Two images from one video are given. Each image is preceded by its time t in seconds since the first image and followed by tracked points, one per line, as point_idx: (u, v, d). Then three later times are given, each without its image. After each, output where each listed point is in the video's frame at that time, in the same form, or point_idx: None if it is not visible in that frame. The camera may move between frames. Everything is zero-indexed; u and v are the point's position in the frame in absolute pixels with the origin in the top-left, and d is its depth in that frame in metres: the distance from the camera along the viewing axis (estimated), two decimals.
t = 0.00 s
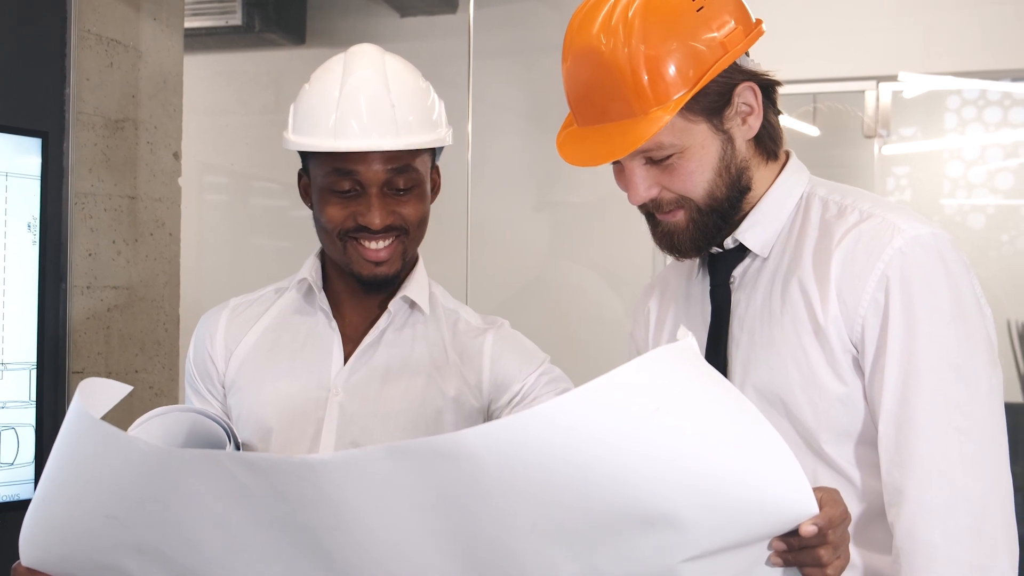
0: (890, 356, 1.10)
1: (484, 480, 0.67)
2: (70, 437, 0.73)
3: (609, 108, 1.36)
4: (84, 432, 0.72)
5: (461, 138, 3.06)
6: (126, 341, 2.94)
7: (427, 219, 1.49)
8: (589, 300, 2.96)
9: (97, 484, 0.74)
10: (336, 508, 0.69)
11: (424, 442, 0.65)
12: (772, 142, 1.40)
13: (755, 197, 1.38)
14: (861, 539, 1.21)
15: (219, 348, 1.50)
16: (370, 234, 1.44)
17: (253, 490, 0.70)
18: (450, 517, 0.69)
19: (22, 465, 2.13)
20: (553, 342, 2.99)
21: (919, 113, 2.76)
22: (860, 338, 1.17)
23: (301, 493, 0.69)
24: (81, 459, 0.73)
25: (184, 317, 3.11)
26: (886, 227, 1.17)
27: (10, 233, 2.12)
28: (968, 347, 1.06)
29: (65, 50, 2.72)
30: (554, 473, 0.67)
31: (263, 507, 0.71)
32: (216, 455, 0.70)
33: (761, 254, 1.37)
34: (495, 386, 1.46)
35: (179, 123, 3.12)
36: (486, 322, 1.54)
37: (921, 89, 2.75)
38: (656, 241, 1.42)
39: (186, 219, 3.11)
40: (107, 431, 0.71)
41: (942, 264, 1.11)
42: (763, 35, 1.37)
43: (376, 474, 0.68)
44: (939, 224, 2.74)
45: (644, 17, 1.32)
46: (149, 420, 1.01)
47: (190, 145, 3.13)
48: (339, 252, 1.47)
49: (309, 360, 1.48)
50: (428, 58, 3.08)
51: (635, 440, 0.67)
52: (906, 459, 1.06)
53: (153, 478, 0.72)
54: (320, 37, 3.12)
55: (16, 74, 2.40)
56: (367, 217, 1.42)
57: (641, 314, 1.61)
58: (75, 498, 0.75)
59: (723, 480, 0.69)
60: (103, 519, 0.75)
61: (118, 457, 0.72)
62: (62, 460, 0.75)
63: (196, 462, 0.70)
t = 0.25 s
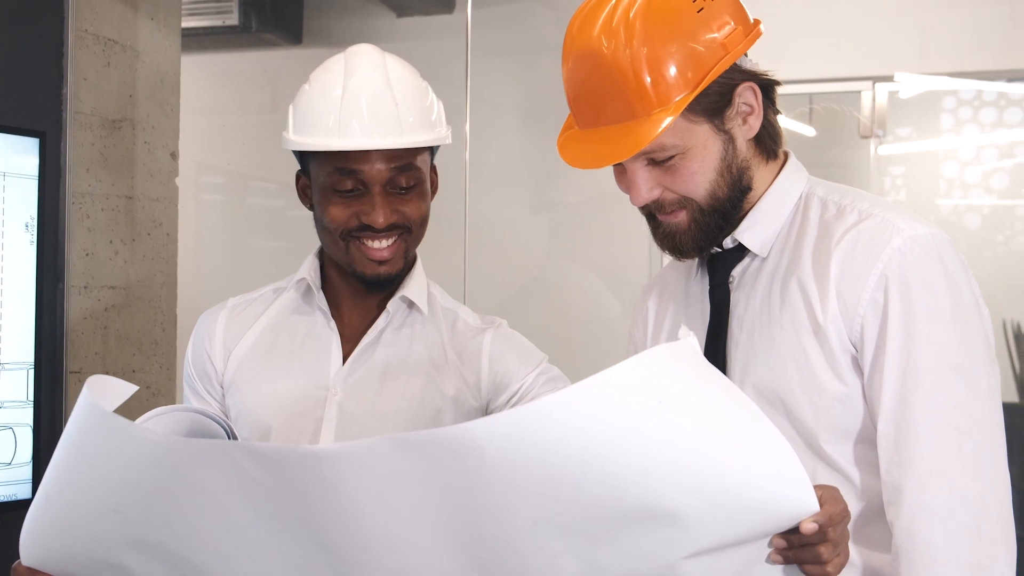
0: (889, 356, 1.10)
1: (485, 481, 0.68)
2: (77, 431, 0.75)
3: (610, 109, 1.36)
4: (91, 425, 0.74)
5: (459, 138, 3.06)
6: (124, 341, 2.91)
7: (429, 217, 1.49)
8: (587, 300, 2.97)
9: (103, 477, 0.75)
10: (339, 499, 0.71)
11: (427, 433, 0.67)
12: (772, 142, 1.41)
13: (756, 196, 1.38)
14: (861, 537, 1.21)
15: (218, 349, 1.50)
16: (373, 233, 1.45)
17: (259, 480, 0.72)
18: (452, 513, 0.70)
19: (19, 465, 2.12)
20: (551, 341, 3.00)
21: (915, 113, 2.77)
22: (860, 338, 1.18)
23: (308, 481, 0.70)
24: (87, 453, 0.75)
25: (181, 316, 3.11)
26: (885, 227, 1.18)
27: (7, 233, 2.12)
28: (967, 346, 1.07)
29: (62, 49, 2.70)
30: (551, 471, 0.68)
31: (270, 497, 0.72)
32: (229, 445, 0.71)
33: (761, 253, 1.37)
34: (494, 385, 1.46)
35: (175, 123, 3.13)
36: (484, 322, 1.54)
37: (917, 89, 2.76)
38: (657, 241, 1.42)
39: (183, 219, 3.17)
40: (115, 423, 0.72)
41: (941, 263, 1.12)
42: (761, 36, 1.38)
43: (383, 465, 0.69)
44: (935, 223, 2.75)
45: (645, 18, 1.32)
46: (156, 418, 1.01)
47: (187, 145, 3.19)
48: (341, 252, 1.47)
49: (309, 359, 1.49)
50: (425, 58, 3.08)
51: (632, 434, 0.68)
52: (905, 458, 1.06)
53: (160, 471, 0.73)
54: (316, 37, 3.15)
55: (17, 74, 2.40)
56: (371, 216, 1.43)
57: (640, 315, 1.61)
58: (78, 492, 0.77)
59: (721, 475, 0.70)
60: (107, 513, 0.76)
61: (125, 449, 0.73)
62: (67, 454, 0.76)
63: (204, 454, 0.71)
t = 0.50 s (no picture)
0: (887, 356, 1.11)
1: (484, 477, 0.69)
2: (78, 432, 0.75)
3: (610, 109, 1.37)
4: (91, 425, 0.74)
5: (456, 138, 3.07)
6: (120, 340, 2.90)
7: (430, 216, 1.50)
8: (583, 300, 2.97)
9: (103, 478, 0.76)
10: (338, 497, 0.71)
11: (434, 432, 0.68)
12: (770, 142, 1.42)
13: (755, 196, 1.39)
14: (859, 536, 1.22)
15: (215, 347, 1.50)
16: (375, 232, 1.45)
17: (258, 479, 0.72)
18: (451, 512, 0.71)
19: (16, 465, 2.14)
20: (548, 341, 3.00)
21: (909, 113, 2.78)
22: (859, 337, 1.18)
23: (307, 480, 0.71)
24: (87, 454, 0.75)
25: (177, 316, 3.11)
26: (884, 228, 1.19)
27: (3, 233, 2.12)
28: (964, 346, 1.08)
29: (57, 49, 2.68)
30: (549, 466, 0.69)
31: (269, 493, 0.73)
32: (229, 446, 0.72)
33: (759, 253, 1.38)
34: (491, 384, 1.46)
35: (172, 123, 3.12)
36: (482, 321, 1.55)
37: (911, 89, 2.77)
38: (656, 241, 1.43)
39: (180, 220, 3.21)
40: (116, 422, 0.73)
41: (939, 263, 1.12)
42: (760, 37, 1.39)
43: (381, 463, 0.70)
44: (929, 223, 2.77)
45: (646, 19, 1.33)
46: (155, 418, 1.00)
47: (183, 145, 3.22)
48: (343, 251, 1.47)
49: (309, 358, 1.49)
50: (421, 58, 3.09)
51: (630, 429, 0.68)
52: (903, 456, 1.07)
53: (163, 470, 0.74)
54: (311, 36, 3.17)
55: (17, 74, 2.41)
56: (374, 215, 1.43)
57: (638, 316, 1.62)
58: (79, 492, 0.77)
59: (720, 473, 0.71)
60: (108, 511, 0.77)
61: (125, 449, 0.74)
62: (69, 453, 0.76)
63: (209, 453, 0.72)
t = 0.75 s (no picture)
0: (885, 353, 1.12)
1: (483, 471, 0.71)
2: (76, 433, 0.76)
3: (607, 109, 1.38)
4: (91, 426, 0.75)
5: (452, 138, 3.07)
6: (116, 340, 2.91)
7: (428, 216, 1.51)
8: (580, 299, 2.98)
9: (103, 479, 0.77)
10: (339, 499, 0.73)
11: (433, 437, 0.70)
12: (765, 144, 1.43)
13: (750, 198, 1.40)
14: (855, 533, 1.23)
15: (211, 347, 1.51)
16: (374, 231, 1.46)
17: (258, 484, 0.74)
18: (450, 511, 0.73)
19: (12, 464, 2.15)
20: (545, 341, 3.01)
21: (903, 114, 2.80)
22: (857, 336, 1.20)
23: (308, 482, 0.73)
24: (88, 455, 0.76)
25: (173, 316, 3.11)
26: (880, 226, 1.20)
27: None
28: (961, 343, 1.09)
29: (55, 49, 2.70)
30: (549, 464, 0.71)
31: (270, 500, 0.75)
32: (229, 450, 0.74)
33: (755, 254, 1.39)
34: (488, 384, 1.47)
35: (167, 123, 3.12)
36: (478, 321, 1.55)
37: (906, 90, 2.79)
38: (651, 242, 1.44)
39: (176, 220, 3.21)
40: (116, 425, 0.74)
41: (935, 261, 1.13)
42: (756, 40, 1.40)
43: (386, 468, 0.72)
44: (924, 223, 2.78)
45: (642, 21, 1.34)
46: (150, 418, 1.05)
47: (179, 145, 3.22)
48: (341, 250, 1.48)
49: (307, 357, 1.50)
50: (417, 58, 3.09)
51: (625, 429, 0.71)
52: (902, 452, 1.08)
53: (158, 475, 0.75)
54: (308, 36, 3.18)
55: (16, 74, 2.41)
56: (373, 214, 1.44)
57: (636, 320, 1.62)
58: (75, 497, 0.78)
59: (713, 472, 0.73)
60: (105, 517, 0.78)
61: (126, 451, 0.75)
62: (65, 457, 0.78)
63: (207, 457, 0.74)
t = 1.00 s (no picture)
0: (873, 350, 1.13)
1: (489, 475, 0.73)
2: (80, 437, 0.80)
3: (595, 115, 1.39)
4: (94, 432, 0.79)
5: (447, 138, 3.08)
6: (112, 341, 2.91)
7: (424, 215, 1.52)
8: (576, 300, 2.99)
9: (104, 485, 0.80)
10: (340, 502, 0.75)
11: (431, 446, 0.72)
12: (753, 147, 1.44)
13: (738, 201, 1.41)
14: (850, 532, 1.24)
15: (207, 347, 1.52)
16: (372, 230, 1.47)
17: (259, 488, 0.76)
18: (449, 513, 0.75)
19: (7, 465, 2.15)
20: (541, 341, 3.02)
21: (897, 114, 2.81)
22: (845, 334, 1.21)
23: (307, 487, 0.75)
24: (89, 460, 0.80)
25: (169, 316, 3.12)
26: (867, 225, 1.21)
27: None
28: (949, 338, 1.10)
29: (50, 50, 2.68)
30: (552, 464, 0.73)
31: (269, 506, 0.77)
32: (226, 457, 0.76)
33: (746, 255, 1.40)
34: (484, 384, 1.48)
35: (163, 124, 3.13)
36: (473, 321, 1.56)
37: (900, 91, 2.80)
38: (642, 246, 1.45)
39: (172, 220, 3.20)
40: (118, 432, 0.78)
41: (921, 258, 1.15)
42: (743, 43, 1.40)
43: (389, 473, 0.74)
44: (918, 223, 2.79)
45: (628, 27, 1.34)
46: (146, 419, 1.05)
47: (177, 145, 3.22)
48: (340, 250, 1.49)
49: (303, 358, 1.51)
50: (413, 59, 3.10)
51: (625, 431, 0.73)
52: (892, 447, 1.09)
53: (159, 479, 0.78)
54: (304, 37, 3.19)
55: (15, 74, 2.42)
56: (371, 213, 1.45)
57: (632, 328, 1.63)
58: (82, 496, 0.82)
59: (711, 472, 0.75)
60: (109, 518, 0.82)
61: (126, 458, 0.78)
62: (73, 458, 0.82)
63: (207, 464, 0.76)
